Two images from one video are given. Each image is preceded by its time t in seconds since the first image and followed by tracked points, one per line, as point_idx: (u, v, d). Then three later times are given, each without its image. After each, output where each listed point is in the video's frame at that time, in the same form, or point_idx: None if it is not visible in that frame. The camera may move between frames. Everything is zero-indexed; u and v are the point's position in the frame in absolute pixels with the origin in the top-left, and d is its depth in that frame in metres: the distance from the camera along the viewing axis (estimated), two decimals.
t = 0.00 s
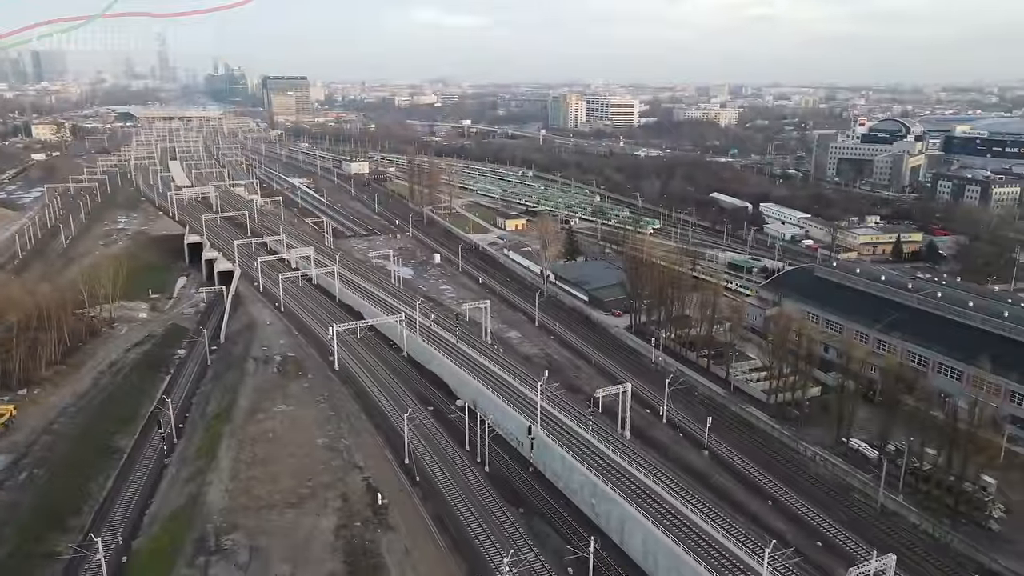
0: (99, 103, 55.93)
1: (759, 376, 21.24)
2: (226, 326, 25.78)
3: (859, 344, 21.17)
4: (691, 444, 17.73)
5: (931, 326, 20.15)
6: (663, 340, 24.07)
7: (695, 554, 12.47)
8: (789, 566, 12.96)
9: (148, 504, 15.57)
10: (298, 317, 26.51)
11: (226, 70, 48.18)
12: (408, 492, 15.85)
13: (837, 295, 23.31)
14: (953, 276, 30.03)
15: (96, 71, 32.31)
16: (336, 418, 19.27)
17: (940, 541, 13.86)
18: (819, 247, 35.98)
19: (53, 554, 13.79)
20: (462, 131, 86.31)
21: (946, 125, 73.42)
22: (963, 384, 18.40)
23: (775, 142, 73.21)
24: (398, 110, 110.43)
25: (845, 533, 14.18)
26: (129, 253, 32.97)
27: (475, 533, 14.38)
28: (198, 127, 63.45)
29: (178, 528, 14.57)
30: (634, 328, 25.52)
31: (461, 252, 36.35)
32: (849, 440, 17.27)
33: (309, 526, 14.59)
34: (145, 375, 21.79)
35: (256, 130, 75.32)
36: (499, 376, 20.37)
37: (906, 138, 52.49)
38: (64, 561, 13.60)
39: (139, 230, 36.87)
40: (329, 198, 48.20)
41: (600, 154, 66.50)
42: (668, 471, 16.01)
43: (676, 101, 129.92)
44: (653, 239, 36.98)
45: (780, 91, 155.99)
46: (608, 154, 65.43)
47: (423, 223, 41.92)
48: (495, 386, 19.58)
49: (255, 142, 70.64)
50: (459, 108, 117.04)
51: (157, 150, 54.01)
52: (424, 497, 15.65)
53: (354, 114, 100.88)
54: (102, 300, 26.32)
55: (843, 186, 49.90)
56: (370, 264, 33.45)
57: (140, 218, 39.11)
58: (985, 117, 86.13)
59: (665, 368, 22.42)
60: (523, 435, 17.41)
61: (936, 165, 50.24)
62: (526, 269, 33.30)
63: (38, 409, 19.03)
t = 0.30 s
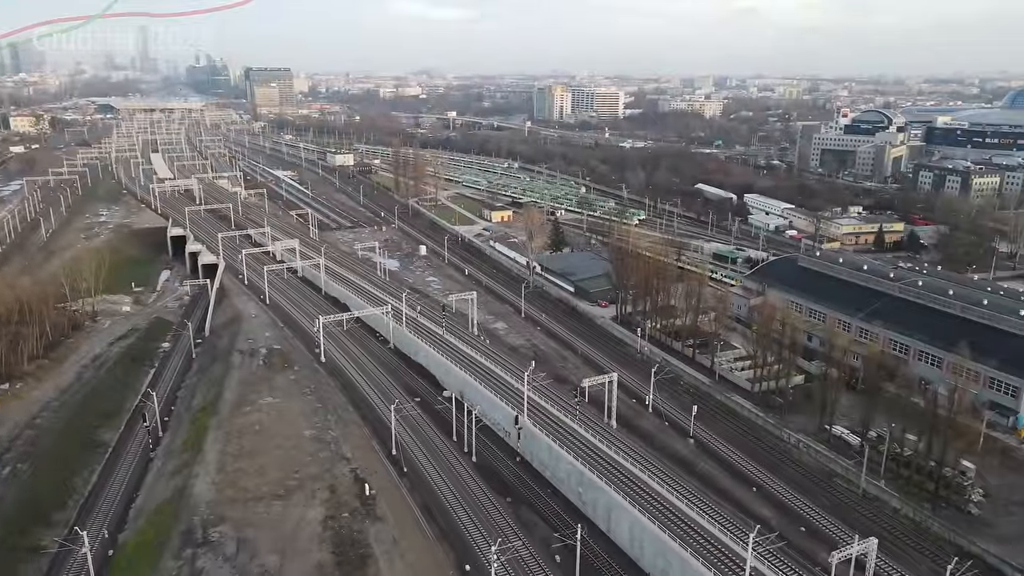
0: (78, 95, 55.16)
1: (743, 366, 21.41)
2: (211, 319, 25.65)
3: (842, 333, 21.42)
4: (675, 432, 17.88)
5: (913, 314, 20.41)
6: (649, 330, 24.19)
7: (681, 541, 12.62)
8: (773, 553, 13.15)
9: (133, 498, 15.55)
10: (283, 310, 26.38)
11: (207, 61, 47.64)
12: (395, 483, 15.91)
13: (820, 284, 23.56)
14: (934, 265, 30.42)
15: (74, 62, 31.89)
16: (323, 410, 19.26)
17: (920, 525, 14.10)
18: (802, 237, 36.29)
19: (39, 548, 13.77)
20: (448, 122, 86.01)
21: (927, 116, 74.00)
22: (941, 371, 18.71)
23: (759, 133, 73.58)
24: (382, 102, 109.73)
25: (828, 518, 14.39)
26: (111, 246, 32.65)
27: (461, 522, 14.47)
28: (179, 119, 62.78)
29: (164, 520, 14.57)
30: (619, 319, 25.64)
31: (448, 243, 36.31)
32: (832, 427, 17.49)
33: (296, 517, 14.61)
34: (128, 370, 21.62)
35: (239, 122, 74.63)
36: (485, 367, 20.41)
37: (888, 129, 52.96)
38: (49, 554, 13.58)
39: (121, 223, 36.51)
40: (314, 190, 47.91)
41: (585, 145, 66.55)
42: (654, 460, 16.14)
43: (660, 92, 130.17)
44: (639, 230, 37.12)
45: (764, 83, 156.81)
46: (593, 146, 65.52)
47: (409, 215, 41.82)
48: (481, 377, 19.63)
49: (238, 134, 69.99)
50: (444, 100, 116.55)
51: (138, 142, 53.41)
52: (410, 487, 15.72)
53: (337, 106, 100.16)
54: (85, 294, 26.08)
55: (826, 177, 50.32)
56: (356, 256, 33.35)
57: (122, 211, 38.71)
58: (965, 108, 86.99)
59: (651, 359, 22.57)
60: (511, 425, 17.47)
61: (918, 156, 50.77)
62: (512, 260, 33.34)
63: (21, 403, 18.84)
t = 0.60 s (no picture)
0: (55, 86, 54.25)
1: (726, 354, 21.64)
2: (194, 312, 25.47)
3: (823, 321, 21.69)
4: (660, 421, 18.05)
5: (893, 302, 20.70)
6: (634, 320, 24.35)
7: (667, 527, 12.77)
8: (756, 537, 13.35)
9: (117, 493, 15.50)
10: (268, 302, 26.25)
11: (187, 52, 47.04)
12: (382, 473, 15.95)
13: (802, 273, 23.80)
14: (913, 254, 30.84)
15: (51, 52, 31.41)
16: (308, 402, 19.22)
17: (900, 509, 14.35)
18: (784, 227, 36.63)
19: (22, 541, 13.72)
20: (431, 114, 85.67)
21: (907, 107, 74.77)
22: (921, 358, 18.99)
23: (742, 124, 73.93)
24: (364, 93, 108.90)
25: (810, 503, 14.62)
26: (91, 239, 32.25)
27: (448, 512, 14.54)
28: (159, 110, 61.98)
29: (149, 513, 14.53)
30: (604, 309, 25.78)
31: (432, 234, 36.26)
32: (813, 414, 17.73)
33: (283, 508, 14.62)
34: (110, 364, 21.48)
35: (220, 114, 73.84)
36: (471, 357, 20.47)
37: (868, 120, 53.45)
38: (32, 549, 13.54)
39: (101, 216, 36.04)
40: (296, 182, 47.60)
41: (569, 136, 66.53)
42: (639, 449, 16.29)
43: (643, 83, 130.31)
44: (623, 221, 37.28)
45: (746, 75, 157.49)
46: (578, 137, 65.55)
47: (393, 207, 41.70)
48: (467, 367, 19.70)
49: (219, 127, 69.25)
50: (427, 92, 115.98)
51: (117, 134, 52.66)
52: (397, 478, 15.76)
53: (320, 98, 99.33)
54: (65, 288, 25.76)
55: (808, 168, 50.73)
56: (340, 248, 33.24)
57: (101, 204, 38.22)
58: (943, 99, 87.99)
59: (635, 348, 22.74)
60: (497, 414, 17.56)
61: (898, 146, 51.29)
62: (497, 251, 33.38)
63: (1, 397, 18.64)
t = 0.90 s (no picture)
0: (28, 77, 53.20)
1: (709, 343, 21.84)
2: (175, 305, 25.23)
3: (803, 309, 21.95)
4: (644, 409, 18.21)
5: (872, 290, 20.99)
6: (617, 310, 24.48)
7: (652, 514, 12.90)
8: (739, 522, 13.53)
9: (100, 489, 15.41)
10: (250, 295, 26.06)
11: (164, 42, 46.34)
12: (367, 465, 15.95)
13: (783, 262, 24.06)
14: (891, 243, 31.25)
15: (25, 43, 30.92)
16: (292, 394, 19.15)
17: (879, 492, 14.62)
18: (764, 216, 36.93)
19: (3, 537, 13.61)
20: (412, 105, 85.21)
21: (885, 97, 75.55)
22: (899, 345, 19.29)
23: (723, 115, 74.32)
24: (345, 84, 108.00)
25: (792, 488, 14.82)
26: (68, 232, 31.79)
27: (434, 502, 14.59)
28: (135, 101, 61.04)
29: (133, 507, 14.45)
30: (587, 300, 25.90)
31: (416, 226, 36.15)
32: (795, 400, 17.96)
33: (268, 500, 14.59)
34: (90, 359, 21.25)
35: (198, 105, 72.90)
36: (456, 348, 20.50)
37: (847, 111, 53.94)
38: (14, 545, 13.43)
39: (78, 209, 35.53)
40: (277, 174, 47.19)
41: (551, 127, 66.48)
42: (623, 436, 16.43)
43: (626, 74, 130.35)
44: (606, 211, 37.39)
45: (727, 66, 158.16)
46: (560, 128, 65.53)
47: (375, 198, 41.50)
48: (451, 358, 19.73)
49: (198, 118, 68.42)
50: (408, 83, 115.28)
51: (93, 126, 51.82)
52: (382, 468, 15.78)
53: (300, 89, 98.39)
54: (43, 282, 25.39)
55: (788, 158, 51.15)
56: (322, 240, 33.03)
57: (78, 197, 37.67)
58: (920, 90, 88.98)
59: (619, 338, 22.89)
60: (482, 404, 17.62)
61: (877, 136, 51.82)
62: (480, 242, 33.36)
63: None
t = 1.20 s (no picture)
0: None
1: (690, 332, 22.03)
2: (153, 300, 24.96)
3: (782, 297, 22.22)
4: (627, 398, 18.35)
5: (850, 278, 21.28)
6: (599, 300, 24.61)
7: (636, 500, 13.03)
8: (720, 507, 13.74)
9: (80, 485, 15.28)
10: (229, 289, 25.83)
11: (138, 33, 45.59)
12: (351, 456, 15.96)
13: (762, 251, 24.33)
14: (868, 231, 31.68)
15: None
16: (275, 387, 19.05)
17: (857, 476, 14.88)
18: (744, 206, 37.25)
19: None
20: (392, 97, 84.71)
21: (862, 88, 76.40)
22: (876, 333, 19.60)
23: (702, 106, 74.68)
24: (323, 76, 107.06)
25: (772, 474, 15.05)
26: (42, 226, 31.29)
27: (417, 492, 14.63)
28: (109, 92, 60.07)
29: (114, 502, 14.34)
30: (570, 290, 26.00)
31: (397, 217, 36.05)
32: (775, 387, 18.20)
33: (252, 493, 14.54)
34: (67, 354, 20.96)
35: (174, 97, 71.91)
36: (439, 340, 20.48)
37: (824, 101, 54.47)
38: None
39: (52, 202, 34.98)
40: (255, 166, 46.75)
41: (532, 118, 66.46)
42: (606, 425, 16.55)
43: (605, 65, 130.38)
44: (587, 202, 37.50)
45: (707, 57, 158.74)
46: (540, 119, 65.50)
47: (356, 190, 41.28)
48: (435, 349, 19.71)
49: (173, 111, 67.56)
50: (388, 74, 114.55)
51: (66, 118, 50.95)
52: (366, 460, 15.78)
53: (277, 80, 97.36)
54: (18, 276, 25.05)
55: (767, 149, 51.59)
56: (302, 232, 32.81)
57: (52, 190, 37.10)
58: (896, 81, 90.05)
59: (601, 328, 23.02)
60: (466, 395, 17.64)
61: (853, 126, 52.43)
62: (462, 234, 33.35)
63: None
